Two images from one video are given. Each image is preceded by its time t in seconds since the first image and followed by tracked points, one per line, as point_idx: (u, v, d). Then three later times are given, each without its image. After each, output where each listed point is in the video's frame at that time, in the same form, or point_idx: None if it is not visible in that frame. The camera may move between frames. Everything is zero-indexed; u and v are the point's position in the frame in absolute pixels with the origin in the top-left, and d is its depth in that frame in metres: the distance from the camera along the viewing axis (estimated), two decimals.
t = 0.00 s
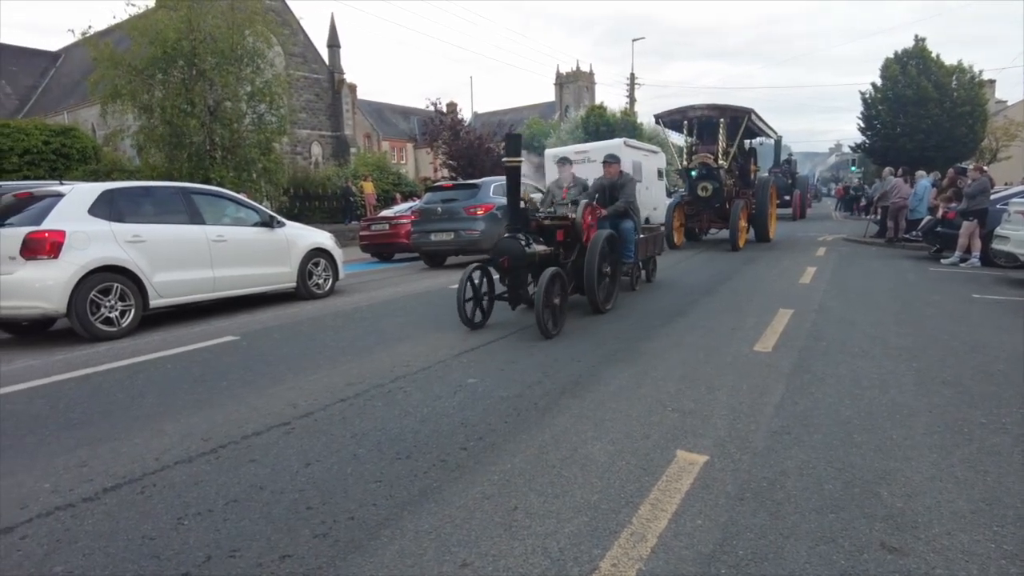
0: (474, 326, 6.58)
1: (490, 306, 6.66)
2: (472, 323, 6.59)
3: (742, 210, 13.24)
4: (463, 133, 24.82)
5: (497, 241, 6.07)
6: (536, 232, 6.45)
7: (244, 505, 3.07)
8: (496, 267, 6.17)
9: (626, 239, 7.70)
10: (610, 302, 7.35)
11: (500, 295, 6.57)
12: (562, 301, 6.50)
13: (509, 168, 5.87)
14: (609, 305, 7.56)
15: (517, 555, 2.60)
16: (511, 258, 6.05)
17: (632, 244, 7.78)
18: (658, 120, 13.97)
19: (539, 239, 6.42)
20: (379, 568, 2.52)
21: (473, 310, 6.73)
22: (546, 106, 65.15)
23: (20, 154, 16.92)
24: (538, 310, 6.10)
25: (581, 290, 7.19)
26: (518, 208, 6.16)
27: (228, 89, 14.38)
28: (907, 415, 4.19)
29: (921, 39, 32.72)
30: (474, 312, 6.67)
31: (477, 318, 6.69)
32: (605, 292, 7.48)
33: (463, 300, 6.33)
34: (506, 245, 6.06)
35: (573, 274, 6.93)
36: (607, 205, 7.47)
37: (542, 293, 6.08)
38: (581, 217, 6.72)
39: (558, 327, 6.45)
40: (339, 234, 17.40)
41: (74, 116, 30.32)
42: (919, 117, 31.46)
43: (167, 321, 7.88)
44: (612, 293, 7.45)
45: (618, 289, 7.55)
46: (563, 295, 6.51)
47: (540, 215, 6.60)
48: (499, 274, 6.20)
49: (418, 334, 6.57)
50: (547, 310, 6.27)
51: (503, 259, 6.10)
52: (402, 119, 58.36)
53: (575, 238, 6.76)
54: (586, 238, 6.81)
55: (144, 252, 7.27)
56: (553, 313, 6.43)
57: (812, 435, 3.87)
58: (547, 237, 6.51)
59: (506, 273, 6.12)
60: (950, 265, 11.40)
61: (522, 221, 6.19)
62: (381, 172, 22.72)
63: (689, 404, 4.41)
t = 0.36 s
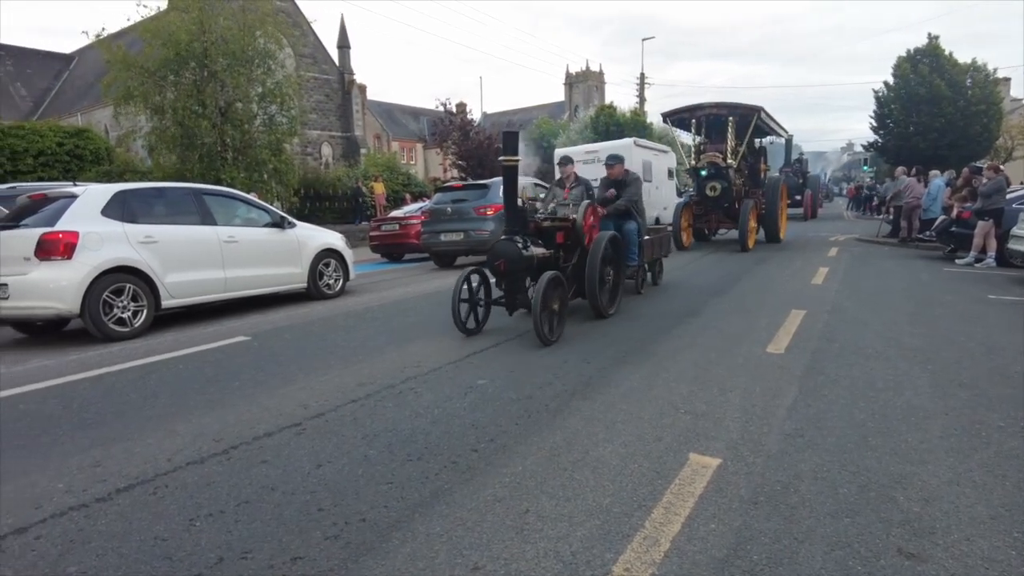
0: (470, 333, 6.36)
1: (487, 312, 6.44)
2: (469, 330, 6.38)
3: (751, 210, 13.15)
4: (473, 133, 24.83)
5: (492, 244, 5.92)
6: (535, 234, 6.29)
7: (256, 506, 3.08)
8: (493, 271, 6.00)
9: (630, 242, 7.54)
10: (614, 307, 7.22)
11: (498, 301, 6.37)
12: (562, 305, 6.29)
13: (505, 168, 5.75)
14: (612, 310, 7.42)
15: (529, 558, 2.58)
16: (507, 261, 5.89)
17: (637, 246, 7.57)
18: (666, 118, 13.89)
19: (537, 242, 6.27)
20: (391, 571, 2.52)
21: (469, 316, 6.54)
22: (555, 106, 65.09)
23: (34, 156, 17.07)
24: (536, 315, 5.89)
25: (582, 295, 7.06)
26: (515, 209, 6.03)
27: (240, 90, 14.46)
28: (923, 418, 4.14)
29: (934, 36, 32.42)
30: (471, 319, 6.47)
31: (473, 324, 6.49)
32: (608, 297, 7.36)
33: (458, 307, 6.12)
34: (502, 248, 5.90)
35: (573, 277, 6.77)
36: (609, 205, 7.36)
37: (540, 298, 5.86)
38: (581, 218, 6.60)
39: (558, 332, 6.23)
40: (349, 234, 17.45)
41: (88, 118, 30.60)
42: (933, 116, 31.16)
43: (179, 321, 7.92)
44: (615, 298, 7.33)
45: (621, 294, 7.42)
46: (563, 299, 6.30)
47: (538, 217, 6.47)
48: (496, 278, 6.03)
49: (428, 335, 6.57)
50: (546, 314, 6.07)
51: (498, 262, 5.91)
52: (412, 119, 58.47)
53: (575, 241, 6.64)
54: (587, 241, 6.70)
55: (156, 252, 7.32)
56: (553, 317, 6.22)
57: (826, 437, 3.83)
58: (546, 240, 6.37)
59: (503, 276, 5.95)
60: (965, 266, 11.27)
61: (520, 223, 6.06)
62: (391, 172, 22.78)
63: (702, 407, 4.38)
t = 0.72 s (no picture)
0: (467, 341, 6.16)
1: (484, 318, 6.24)
2: (466, 337, 6.17)
3: (763, 211, 13.03)
4: (484, 134, 24.86)
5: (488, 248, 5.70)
6: (535, 236, 6.03)
7: (269, 508, 3.09)
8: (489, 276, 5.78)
9: (636, 243, 7.53)
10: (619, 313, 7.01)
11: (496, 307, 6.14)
12: (562, 312, 6.05)
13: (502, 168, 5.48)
14: (617, 316, 7.20)
15: (542, 562, 2.58)
16: (504, 265, 5.65)
17: (643, 248, 7.63)
18: (676, 117, 13.82)
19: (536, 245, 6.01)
20: (404, 574, 2.52)
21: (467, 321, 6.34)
22: (567, 106, 65.06)
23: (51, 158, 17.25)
24: (533, 322, 5.64)
25: (585, 300, 6.85)
26: (513, 211, 5.80)
27: (253, 92, 14.56)
28: (941, 422, 4.08)
29: (951, 34, 32.10)
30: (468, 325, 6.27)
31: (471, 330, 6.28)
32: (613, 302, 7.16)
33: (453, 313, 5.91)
34: (499, 252, 5.67)
35: (574, 281, 6.54)
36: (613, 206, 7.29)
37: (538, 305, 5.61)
38: (582, 220, 6.41)
39: (558, 340, 5.98)
40: (362, 235, 17.51)
41: (104, 121, 30.95)
42: (949, 114, 30.80)
43: (194, 322, 7.98)
44: (619, 303, 7.13)
45: (626, 299, 7.19)
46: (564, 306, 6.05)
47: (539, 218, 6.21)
48: (493, 283, 5.81)
49: (440, 336, 6.57)
50: (545, 321, 5.82)
51: (494, 267, 5.69)
52: (423, 120, 58.61)
53: (576, 244, 6.45)
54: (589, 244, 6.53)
55: (171, 254, 7.38)
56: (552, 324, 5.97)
57: (842, 441, 3.79)
58: (545, 242, 6.12)
59: (500, 282, 5.73)
60: (982, 266, 11.13)
61: (518, 225, 5.82)
62: (402, 173, 22.83)
63: (716, 409, 4.35)
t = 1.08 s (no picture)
0: (462, 349, 5.94)
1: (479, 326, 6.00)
2: (461, 346, 5.95)
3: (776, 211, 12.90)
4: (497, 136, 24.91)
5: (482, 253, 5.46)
6: (532, 240, 5.78)
7: (283, 508, 3.10)
8: (484, 282, 5.54)
9: (640, 246, 7.30)
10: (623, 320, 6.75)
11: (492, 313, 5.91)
12: (561, 318, 5.78)
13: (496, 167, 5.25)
14: (620, 322, 6.90)
15: (555, 564, 2.57)
16: (498, 270, 5.41)
17: (649, 250, 7.39)
18: (688, 118, 13.77)
19: (534, 249, 5.76)
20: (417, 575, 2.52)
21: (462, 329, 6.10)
22: (579, 107, 64.97)
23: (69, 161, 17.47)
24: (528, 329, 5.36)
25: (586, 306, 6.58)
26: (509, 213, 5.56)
27: (267, 95, 14.68)
28: (960, 425, 4.03)
29: (968, 31, 31.76)
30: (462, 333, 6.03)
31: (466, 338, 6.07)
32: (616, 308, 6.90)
33: (446, 320, 5.71)
34: (493, 256, 5.44)
35: (574, 286, 6.28)
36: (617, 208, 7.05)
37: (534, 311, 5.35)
38: (583, 223, 6.16)
39: (557, 347, 5.71)
40: (374, 237, 17.59)
41: (121, 124, 31.34)
42: (967, 113, 30.40)
43: (209, 323, 8.05)
44: (623, 308, 6.83)
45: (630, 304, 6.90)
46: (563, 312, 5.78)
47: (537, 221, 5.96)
48: (488, 289, 5.57)
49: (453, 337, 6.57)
50: (541, 329, 5.55)
51: (488, 273, 5.45)
52: (436, 122, 58.79)
53: (578, 247, 6.19)
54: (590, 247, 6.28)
55: (186, 256, 7.45)
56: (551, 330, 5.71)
57: (858, 444, 3.75)
58: (543, 246, 5.88)
59: (494, 289, 5.48)
60: (1002, 266, 10.96)
61: (514, 228, 5.59)
62: (415, 175, 22.91)
63: (730, 412, 4.32)
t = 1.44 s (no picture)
0: (456, 357, 5.70)
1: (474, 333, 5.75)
2: (456, 353, 5.70)
3: (789, 212, 12.76)
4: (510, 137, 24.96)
5: (476, 257, 5.31)
6: (530, 244, 5.58)
7: (300, 508, 3.12)
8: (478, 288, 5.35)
9: (647, 249, 7.06)
10: (627, 327, 6.52)
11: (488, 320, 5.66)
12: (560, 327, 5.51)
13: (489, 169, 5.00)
14: (625, 329, 6.64)
15: (571, 565, 2.56)
16: (492, 274, 5.24)
17: (655, 255, 7.14)
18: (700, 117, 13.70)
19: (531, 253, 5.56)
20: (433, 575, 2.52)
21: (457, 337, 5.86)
22: (592, 108, 64.92)
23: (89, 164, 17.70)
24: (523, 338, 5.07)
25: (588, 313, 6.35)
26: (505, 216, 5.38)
27: (282, 98, 14.79)
28: (981, 428, 3.97)
29: (988, 29, 31.44)
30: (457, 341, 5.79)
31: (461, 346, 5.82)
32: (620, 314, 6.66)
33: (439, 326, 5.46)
34: (488, 260, 5.26)
35: (575, 292, 6.05)
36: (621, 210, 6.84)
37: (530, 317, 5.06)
38: (585, 225, 5.93)
39: (556, 357, 5.41)
40: (389, 239, 17.67)
41: (139, 128, 31.75)
42: (987, 112, 29.99)
43: (226, 324, 8.12)
44: (627, 315, 6.59)
45: (634, 310, 6.64)
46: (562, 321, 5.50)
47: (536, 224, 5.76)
48: (483, 295, 5.37)
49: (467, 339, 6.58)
50: (537, 337, 5.27)
51: (481, 278, 5.29)
52: (449, 124, 58.96)
53: (578, 251, 5.98)
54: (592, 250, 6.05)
55: (203, 258, 7.53)
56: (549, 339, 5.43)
57: (877, 446, 3.71)
58: (541, 251, 5.68)
59: (489, 295, 5.29)
60: None
61: (511, 231, 5.40)
62: (429, 177, 22.96)
63: (747, 414, 4.29)
